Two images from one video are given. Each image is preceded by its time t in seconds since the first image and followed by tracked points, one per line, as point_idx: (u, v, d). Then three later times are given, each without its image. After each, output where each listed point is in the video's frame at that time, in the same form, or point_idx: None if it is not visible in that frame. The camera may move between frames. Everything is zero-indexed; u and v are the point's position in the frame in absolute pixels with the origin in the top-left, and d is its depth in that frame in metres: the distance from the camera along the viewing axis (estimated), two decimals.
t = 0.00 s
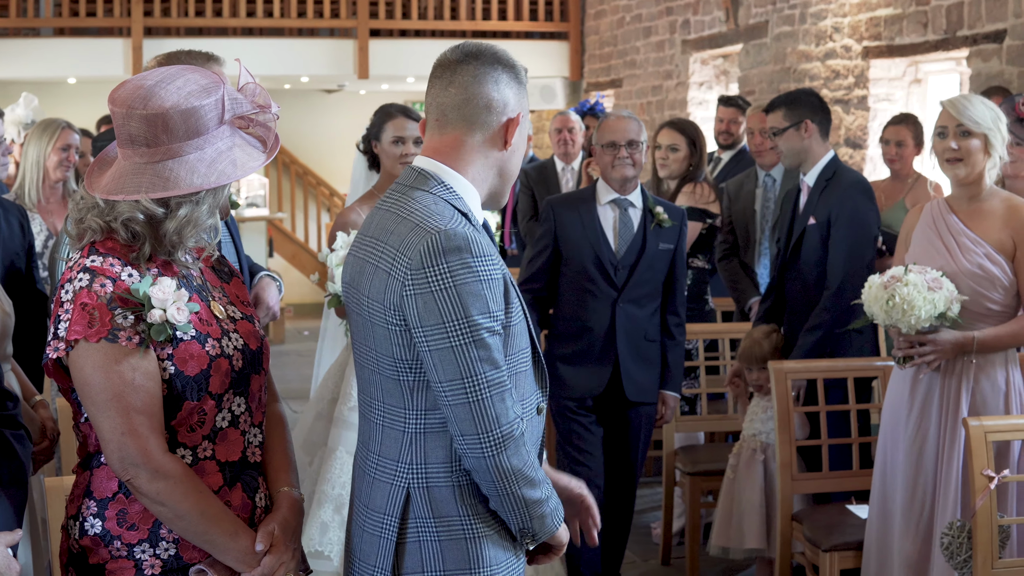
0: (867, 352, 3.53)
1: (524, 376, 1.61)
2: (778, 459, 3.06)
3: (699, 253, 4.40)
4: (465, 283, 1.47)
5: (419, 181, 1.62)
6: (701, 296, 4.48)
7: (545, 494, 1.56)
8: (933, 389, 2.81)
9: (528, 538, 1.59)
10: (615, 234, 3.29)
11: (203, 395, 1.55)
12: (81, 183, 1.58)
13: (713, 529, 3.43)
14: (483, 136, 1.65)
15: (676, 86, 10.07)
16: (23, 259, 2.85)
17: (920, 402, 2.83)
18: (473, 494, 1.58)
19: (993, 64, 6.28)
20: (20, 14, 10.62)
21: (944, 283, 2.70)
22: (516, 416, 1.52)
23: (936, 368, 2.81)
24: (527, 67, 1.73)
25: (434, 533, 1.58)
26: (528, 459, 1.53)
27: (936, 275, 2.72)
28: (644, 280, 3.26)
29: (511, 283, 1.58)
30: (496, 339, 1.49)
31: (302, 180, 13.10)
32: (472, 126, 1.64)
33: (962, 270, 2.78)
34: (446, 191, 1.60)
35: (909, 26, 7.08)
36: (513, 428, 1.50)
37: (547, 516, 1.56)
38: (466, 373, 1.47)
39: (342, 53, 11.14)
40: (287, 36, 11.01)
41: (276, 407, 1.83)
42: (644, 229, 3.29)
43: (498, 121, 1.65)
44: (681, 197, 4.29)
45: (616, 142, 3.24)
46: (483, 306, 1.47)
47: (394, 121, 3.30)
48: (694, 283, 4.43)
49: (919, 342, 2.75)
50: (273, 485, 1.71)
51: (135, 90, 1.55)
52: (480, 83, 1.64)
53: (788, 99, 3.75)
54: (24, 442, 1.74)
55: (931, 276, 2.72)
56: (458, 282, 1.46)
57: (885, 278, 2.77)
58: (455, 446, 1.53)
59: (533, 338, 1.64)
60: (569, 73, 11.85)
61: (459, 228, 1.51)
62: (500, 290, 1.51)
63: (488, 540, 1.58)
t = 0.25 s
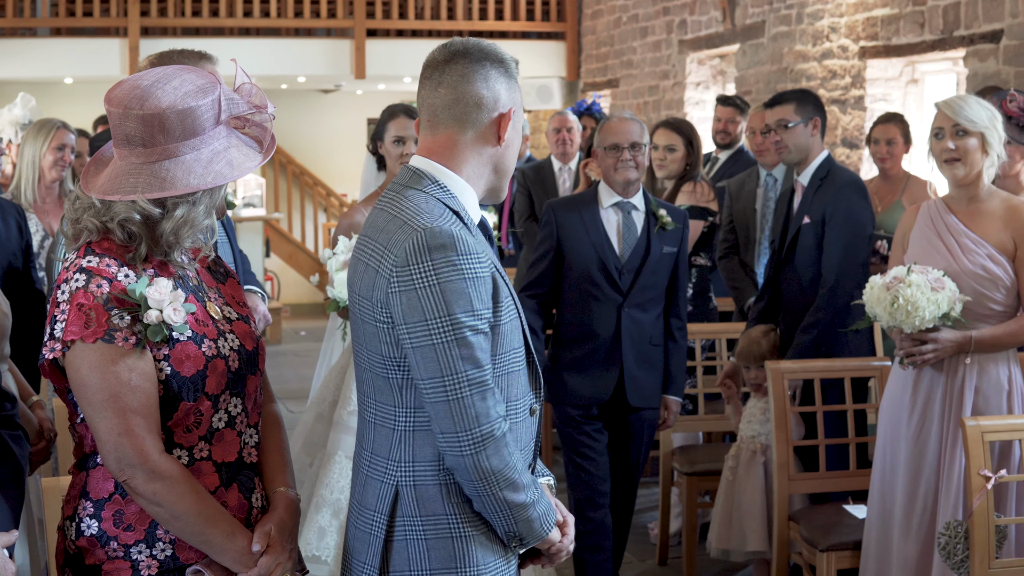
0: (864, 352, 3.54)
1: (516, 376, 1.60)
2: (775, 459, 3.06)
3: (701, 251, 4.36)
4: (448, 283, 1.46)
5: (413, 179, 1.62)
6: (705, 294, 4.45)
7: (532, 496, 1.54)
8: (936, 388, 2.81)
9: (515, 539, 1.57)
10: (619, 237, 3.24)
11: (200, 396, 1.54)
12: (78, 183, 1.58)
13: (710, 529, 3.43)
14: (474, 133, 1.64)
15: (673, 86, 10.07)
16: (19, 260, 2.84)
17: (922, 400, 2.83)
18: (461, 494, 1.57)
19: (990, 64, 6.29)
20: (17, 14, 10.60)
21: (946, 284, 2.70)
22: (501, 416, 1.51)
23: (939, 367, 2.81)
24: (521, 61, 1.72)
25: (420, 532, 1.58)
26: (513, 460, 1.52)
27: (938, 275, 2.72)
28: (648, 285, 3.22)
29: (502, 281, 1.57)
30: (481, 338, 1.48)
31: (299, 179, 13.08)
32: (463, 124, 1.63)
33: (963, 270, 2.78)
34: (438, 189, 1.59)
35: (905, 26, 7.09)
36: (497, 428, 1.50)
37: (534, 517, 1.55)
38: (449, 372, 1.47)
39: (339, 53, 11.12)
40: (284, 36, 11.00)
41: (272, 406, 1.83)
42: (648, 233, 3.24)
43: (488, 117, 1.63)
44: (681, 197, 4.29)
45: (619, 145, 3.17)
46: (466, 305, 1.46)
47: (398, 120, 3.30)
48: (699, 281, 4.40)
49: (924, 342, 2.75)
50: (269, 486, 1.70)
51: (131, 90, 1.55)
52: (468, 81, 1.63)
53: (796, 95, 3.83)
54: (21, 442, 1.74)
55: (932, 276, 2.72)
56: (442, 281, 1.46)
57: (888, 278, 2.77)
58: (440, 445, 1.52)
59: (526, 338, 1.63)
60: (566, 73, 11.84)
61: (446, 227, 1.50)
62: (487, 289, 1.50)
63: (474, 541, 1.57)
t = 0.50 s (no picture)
0: (860, 352, 3.54)
1: (505, 376, 1.59)
2: (772, 459, 3.06)
3: (702, 252, 4.36)
4: (429, 281, 1.46)
5: (404, 179, 1.62)
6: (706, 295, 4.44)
7: (520, 497, 1.52)
8: (935, 388, 2.81)
9: (504, 541, 1.55)
10: (617, 240, 3.16)
11: (194, 397, 1.54)
12: (72, 182, 1.57)
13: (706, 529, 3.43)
14: (462, 131, 1.63)
15: (669, 86, 10.07)
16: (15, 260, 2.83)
17: (921, 401, 2.83)
18: (448, 494, 1.55)
19: (986, 64, 6.30)
20: (12, 15, 10.57)
21: (952, 287, 2.71)
22: (485, 415, 1.50)
23: (938, 368, 2.81)
24: (516, 53, 1.72)
25: (407, 531, 1.57)
26: (499, 459, 1.50)
27: (944, 278, 2.72)
28: (649, 288, 3.16)
29: (489, 281, 1.56)
30: (462, 336, 1.47)
31: (295, 179, 13.06)
32: (451, 123, 1.63)
33: (965, 272, 2.78)
34: (429, 189, 1.59)
35: (901, 26, 7.10)
36: (481, 426, 1.48)
37: (523, 519, 1.53)
38: (430, 371, 1.46)
39: (335, 53, 11.10)
40: (280, 36, 10.98)
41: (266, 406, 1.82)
42: (646, 235, 3.17)
43: (476, 114, 1.62)
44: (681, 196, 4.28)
45: (615, 145, 3.11)
46: (446, 304, 1.46)
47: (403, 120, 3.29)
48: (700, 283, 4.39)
49: (923, 341, 2.74)
50: (264, 486, 1.70)
51: (125, 90, 1.54)
52: (454, 79, 1.62)
53: (786, 101, 3.76)
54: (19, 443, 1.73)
55: (938, 280, 2.72)
56: (422, 280, 1.46)
57: (892, 280, 2.77)
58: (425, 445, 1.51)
59: (517, 339, 1.62)
60: (562, 73, 11.82)
61: (431, 226, 1.51)
62: (471, 287, 1.50)
63: (463, 541, 1.56)
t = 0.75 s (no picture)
0: (859, 352, 3.53)
1: (498, 374, 1.58)
2: (769, 459, 3.06)
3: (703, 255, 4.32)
4: (417, 279, 1.46)
5: (395, 180, 1.61)
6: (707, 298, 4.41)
7: (514, 496, 1.50)
8: (933, 389, 2.81)
9: (498, 541, 1.53)
10: (611, 237, 3.07)
11: (189, 397, 1.53)
12: (68, 182, 1.57)
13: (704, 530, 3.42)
14: (428, 131, 1.62)
15: (666, 86, 10.07)
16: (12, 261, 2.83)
17: (919, 402, 2.83)
18: (441, 493, 1.54)
19: (984, 64, 6.31)
20: (9, 14, 10.54)
21: (953, 290, 2.70)
22: (476, 412, 1.49)
23: (936, 369, 2.80)
24: (499, 36, 1.68)
25: (401, 530, 1.56)
26: (492, 458, 1.49)
27: (945, 281, 2.72)
28: (644, 285, 3.05)
29: (482, 281, 1.56)
30: (452, 333, 1.47)
31: (292, 179, 13.05)
32: (419, 126, 1.63)
33: (966, 273, 2.78)
34: (421, 189, 1.59)
35: (899, 26, 7.10)
36: (472, 424, 1.47)
37: (517, 518, 1.51)
38: (419, 369, 1.46)
39: (333, 52, 11.04)
40: (277, 36, 10.97)
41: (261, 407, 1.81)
42: (639, 230, 3.08)
43: (437, 109, 1.60)
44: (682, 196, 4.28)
45: (609, 139, 3.06)
46: (434, 302, 1.45)
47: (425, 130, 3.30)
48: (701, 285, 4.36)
49: (921, 341, 2.74)
50: (260, 486, 1.69)
51: (119, 91, 1.54)
52: (414, 79, 1.62)
53: (768, 115, 3.76)
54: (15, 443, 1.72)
55: (940, 282, 2.71)
56: (411, 279, 1.45)
57: (895, 282, 2.76)
58: (416, 443, 1.51)
59: (511, 338, 1.61)
60: (560, 73, 11.79)
61: (421, 225, 1.50)
62: (461, 285, 1.49)
63: (456, 539, 1.55)
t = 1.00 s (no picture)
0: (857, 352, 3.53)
1: (486, 376, 1.57)
2: (767, 459, 3.05)
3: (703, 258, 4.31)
4: (402, 280, 1.45)
5: (387, 180, 1.61)
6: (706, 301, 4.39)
7: (499, 500, 1.49)
8: (931, 389, 2.81)
9: (483, 545, 1.52)
10: (607, 238, 3.00)
11: (183, 398, 1.52)
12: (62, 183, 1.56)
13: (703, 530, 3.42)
14: (418, 130, 1.61)
15: (664, 86, 10.07)
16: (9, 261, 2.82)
17: (917, 403, 2.83)
18: (426, 495, 1.53)
19: (981, 64, 6.31)
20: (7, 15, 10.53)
21: (954, 293, 2.69)
22: (460, 415, 1.47)
23: (935, 370, 2.80)
24: (486, 31, 1.64)
25: (386, 532, 1.55)
26: (475, 461, 1.47)
27: (945, 284, 2.71)
28: (643, 287, 2.98)
29: (470, 282, 1.55)
30: (436, 335, 1.46)
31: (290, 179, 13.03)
32: (406, 125, 1.62)
33: (965, 275, 2.77)
34: (412, 189, 1.58)
35: (897, 26, 7.10)
36: (455, 427, 1.46)
37: (502, 523, 1.49)
38: (402, 371, 1.45)
39: (330, 53, 11.04)
40: (274, 36, 10.95)
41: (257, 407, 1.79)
42: (636, 231, 3.02)
43: (425, 110, 1.59)
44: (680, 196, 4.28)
45: (604, 139, 2.97)
46: (418, 304, 1.44)
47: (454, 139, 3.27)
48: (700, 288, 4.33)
49: (920, 343, 2.74)
50: (255, 487, 1.68)
51: (112, 90, 1.53)
52: (402, 80, 1.61)
53: (764, 114, 3.74)
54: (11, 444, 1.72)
55: (940, 285, 2.70)
56: (395, 280, 1.44)
57: (895, 285, 2.75)
58: (400, 445, 1.50)
59: (500, 340, 1.60)
60: (557, 73, 11.77)
61: (408, 226, 1.49)
62: (447, 287, 1.48)
63: (441, 542, 1.53)
